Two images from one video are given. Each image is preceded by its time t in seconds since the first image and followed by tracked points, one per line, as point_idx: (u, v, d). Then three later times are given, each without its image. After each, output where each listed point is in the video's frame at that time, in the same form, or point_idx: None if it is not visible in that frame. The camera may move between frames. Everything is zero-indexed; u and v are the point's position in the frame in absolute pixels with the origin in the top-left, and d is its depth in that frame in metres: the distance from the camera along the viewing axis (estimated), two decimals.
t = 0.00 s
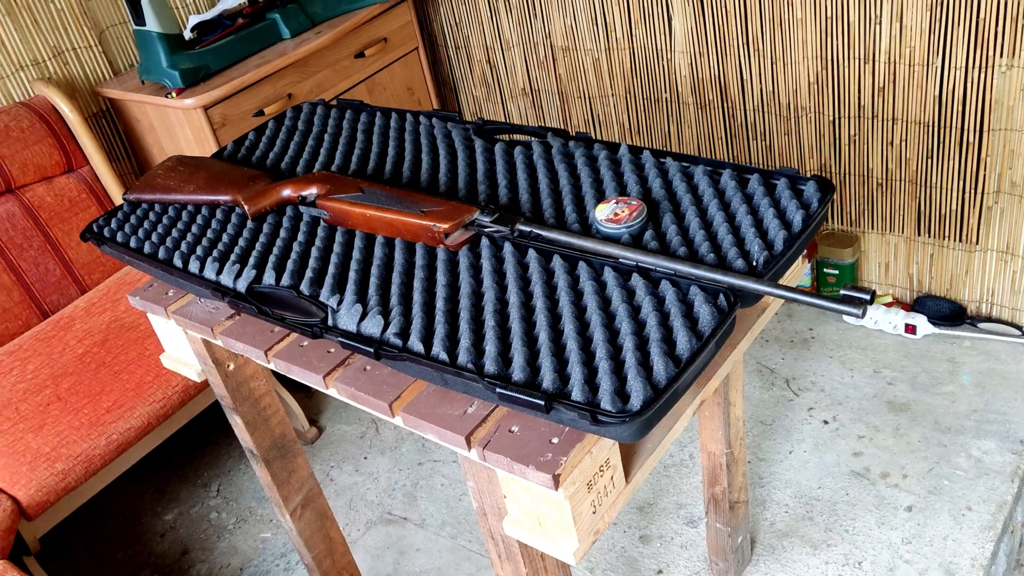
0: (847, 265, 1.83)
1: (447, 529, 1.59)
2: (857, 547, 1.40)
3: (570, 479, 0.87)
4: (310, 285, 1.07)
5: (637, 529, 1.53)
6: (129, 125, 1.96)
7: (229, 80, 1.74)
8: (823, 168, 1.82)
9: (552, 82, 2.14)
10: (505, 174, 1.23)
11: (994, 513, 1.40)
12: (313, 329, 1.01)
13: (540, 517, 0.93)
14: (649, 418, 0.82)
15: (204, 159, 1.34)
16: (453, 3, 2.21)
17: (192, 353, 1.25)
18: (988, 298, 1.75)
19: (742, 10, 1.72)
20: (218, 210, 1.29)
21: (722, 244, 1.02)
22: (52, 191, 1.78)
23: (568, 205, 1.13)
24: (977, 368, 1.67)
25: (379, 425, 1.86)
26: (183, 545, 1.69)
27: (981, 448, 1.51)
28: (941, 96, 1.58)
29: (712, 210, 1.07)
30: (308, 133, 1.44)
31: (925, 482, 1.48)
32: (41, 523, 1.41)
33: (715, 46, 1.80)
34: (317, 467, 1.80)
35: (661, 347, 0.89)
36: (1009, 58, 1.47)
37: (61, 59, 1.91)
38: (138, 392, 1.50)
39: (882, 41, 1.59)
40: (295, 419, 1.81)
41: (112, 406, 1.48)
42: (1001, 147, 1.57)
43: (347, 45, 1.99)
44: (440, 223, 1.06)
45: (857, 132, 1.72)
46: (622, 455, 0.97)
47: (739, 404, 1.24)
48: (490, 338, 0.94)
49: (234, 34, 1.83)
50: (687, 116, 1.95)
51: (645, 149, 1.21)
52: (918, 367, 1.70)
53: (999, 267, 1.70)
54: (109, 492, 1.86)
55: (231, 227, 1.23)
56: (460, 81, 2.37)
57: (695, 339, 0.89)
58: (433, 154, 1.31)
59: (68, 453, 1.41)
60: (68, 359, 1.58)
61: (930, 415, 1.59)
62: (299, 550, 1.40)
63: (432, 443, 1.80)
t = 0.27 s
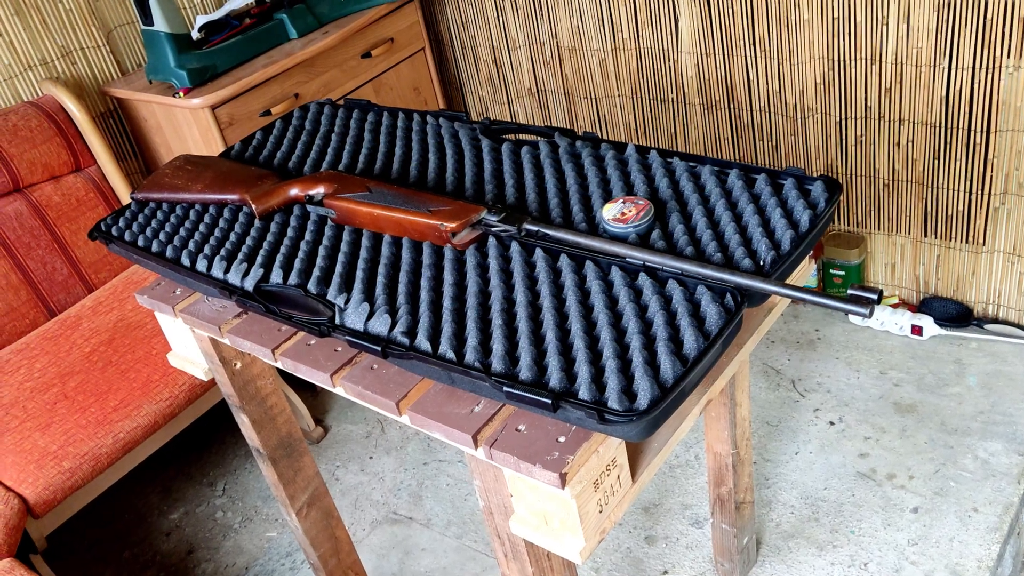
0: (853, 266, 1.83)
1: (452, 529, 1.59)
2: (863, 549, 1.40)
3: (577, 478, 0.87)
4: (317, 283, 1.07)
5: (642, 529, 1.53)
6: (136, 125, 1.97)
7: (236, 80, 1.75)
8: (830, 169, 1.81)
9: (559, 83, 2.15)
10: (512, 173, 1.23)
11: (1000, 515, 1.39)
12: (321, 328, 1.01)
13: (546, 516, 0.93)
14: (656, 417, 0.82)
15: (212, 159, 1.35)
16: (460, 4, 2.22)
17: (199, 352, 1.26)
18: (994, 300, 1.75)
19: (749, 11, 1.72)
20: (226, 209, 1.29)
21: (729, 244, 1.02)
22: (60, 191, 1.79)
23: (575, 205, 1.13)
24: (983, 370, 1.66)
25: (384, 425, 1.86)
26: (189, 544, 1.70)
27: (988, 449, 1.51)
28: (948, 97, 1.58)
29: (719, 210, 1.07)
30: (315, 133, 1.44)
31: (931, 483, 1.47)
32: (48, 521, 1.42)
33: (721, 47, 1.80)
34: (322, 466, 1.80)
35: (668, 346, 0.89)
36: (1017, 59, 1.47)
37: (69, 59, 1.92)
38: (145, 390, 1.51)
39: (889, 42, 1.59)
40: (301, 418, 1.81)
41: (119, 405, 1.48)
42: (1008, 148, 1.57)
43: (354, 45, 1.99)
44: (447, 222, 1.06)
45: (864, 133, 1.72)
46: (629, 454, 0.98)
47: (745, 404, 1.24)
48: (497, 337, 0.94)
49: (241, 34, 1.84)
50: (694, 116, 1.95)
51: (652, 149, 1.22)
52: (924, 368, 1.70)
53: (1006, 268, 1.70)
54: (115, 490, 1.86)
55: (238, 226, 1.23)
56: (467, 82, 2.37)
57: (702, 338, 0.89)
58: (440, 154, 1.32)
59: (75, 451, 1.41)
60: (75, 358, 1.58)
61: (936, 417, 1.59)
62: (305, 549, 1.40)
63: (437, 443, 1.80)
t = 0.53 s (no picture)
0: (859, 268, 1.83)
1: (456, 529, 1.59)
2: (868, 551, 1.39)
3: (581, 479, 0.87)
4: (323, 284, 1.07)
5: (646, 530, 1.53)
6: (142, 125, 1.97)
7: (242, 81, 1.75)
8: (835, 170, 1.81)
9: (564, 84, 2.15)
10: (518, 174, 1.23)
11: (1006, 518, 1.39)
12: (327, 328, 1.01)
13: (551, 517, 0.93)
14: (661, 418, 0.82)
15: (217, 159, 1.35)
16: (465, 5, 2.22)
17: (205, 352, 1.26)
18: (1000, 302, 1.75)
19: (754, 12, 1.72)
20: (232, 209, 1.29)
21: (734, 245, 1.02)
22: (66, 191, 1.80)
23: (580, 206, 1.13)
24: (989, 372, 1.66)
25: (388, 425, 1.86)
26: (193, 544, 1.70)
27: (993, 452, 1.50)
28: (954, 99, 1.58)
29: (724, 211, 1.07)
30: (320, 134, 1.44)
31: (937, 485, 1.47)
32: (54, 520, 1.42)
33: (726, 48, 1.80)
34: (327, 466, 1.80)
35: (673, 347, 0.89)
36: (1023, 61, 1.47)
37: (75, 59, 1.93)
38: (151, 390, 1.51)
39: (894, 43, 1.58)
40: (306, 419, 1.82)
41: (124, 405, 1.49)
42: (1014, 150, 1.56)
43: (360, 46, 2.00)
44: (452, 223, 1.06)
45: (869, 134, 1.71)
46: (633, 455, 0.98)
47: (749, 405, 1.23)
48: (502, 337, 0.95)
49: (247, 35, 1.84)
50: (699, 118, 1.95)
51: (657, 151, 1.22)
52: (929, 370, 1.70)
53: (1011, 270, 1.70)
54: (120, 490, 1.87)
55: (244, 227, 1.24)
56: (472, 83, 2.38)
57: (707, 339, 0.89)
58: (445, 154, 1.32)
59: (81, 450, 1.42)
60: (81, 357, 1.59)
61: (941, 419, 1.59)
62: (309, 549, 1.41)
63: (442, 444, 1.80)
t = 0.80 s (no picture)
0: (865, 268, 1.83)
1: (462, 528, 1.59)
2: (875, 551, 1.39)
3: (591, 475, 0.87)
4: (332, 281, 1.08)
5: (653, 529, 1.53)
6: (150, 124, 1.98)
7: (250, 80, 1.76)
8: (842, 170, 1.81)
9: (570, 84, 2.16)
10: (526, 172, 1.23)
11: (1013, 518, 1.39)
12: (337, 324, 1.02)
13: (560, 514, 0.93)
14: (671, 415, 0.82)
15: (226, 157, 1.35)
16: (472, 5, 2.23)
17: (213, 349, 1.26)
18: (1007, 302, 1.75)
19: (762, 12, 1.72)
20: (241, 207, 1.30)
21: (744, 243, 1.02)
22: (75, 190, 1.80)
23: (588, 204, 1.13)
24: (996, 372, 1.66)
25: (395, 424, 1.87)
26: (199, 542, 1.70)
27: (1000, 452, 1.50)
28: (961, 99, 1.58)
29: (733, 210, 1.07)
30: (329, 132, 1.45)
31: (944, 485, 1.47)
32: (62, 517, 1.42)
33: (734, 48, 1.81)
34: (333, 465, 1.81)
35: (683, 345, 0.89)
36: None
37: (84, 58, 1.93)
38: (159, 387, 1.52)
39: (902, 43, 1.58)
40: (312, 417, 1.82)
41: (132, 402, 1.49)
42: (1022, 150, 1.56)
43: (367, 46, 2.00)
44: (462, 220, 1.06)
45: (877, 134, 1.71)
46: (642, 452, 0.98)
47: (757, 404, 1.23)
48: (512, 334, 0.95)
49: (255, 34, 1.85)
50: (705, 117, 1.95)
51: (665, 149, 1.22)
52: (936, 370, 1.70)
53: (1019, 270, 1.70)
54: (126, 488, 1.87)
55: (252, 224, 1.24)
56: (479, 83, 2.38)
57: (717, 337, 0.90)
58: (454, 153, 1.32)
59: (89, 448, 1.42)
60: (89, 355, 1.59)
61: (949, 419, 1.59)
62: (316, 546, 1.41)
63: (448, 443, 1.80)
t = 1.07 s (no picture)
0: (870, 270, 1.82)
1: (465, 529, 1.59)
2: (879, 553, 1.39)
3: (595, 477, 0.87)
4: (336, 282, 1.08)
5: (656, 531, 1.53)
6: (155, 125, 1.98)
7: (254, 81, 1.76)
8: (847, 172, 1.81)
9: (575, 85, 2.16)
10: (530, 174, 1.23)
11: (1018, 521, 1.39)
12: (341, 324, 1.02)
13: (564, 515, 0.93)
14: (675, 418, 0.82)
15: (231, 158, 1.36)
16: (476, 6, 2.23)
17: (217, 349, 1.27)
18: (1012, 305, 1.74)
19: (767, 13, 1.72)
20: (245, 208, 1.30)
21: (748, 245, 1.02)
22: (80, 190, 1.80)
23: (593, 205, 1.13)
24: (1001, 375, 1.65)
25: (398, 425, 1.87)
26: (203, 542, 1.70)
27: (1005, 455, 1.50)
28: (967, 100, 1.57)
29: (737, 211, 1.07)
30: (333, 133, 1.45)
31: (948, 488, 1.47)
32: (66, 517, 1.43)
33: (738, 49, 1.80)
34: (336, 466, 1.81)
35: (687, 347, 0.89)
36: None
37: (89, 59, 1.94)
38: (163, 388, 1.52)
39: (907, 44, 1.58)
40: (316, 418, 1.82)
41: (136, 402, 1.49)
42: None
43: (371, 46, 2.00)
44: (466, 222, 1.05)
45: (882, 135, 1.71)
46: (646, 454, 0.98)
47: (761, 407, 1.23)
48: (516, 335, 0.95)
49: (259, 35, 1.84)
50: (710, 119, 1.95)
51: (670, 150, 1.22)
52: (941, 373, 1.69)
53: None
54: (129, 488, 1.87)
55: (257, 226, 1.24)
56: (483, 84, 2.39)
57: (721, 339, 0.89)
58: (458, 154, 1.32)
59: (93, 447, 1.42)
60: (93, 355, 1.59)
61: (953, 421, 1.58)
62: (319, 547, 1.41)
63: (451, 444, 1.80)
